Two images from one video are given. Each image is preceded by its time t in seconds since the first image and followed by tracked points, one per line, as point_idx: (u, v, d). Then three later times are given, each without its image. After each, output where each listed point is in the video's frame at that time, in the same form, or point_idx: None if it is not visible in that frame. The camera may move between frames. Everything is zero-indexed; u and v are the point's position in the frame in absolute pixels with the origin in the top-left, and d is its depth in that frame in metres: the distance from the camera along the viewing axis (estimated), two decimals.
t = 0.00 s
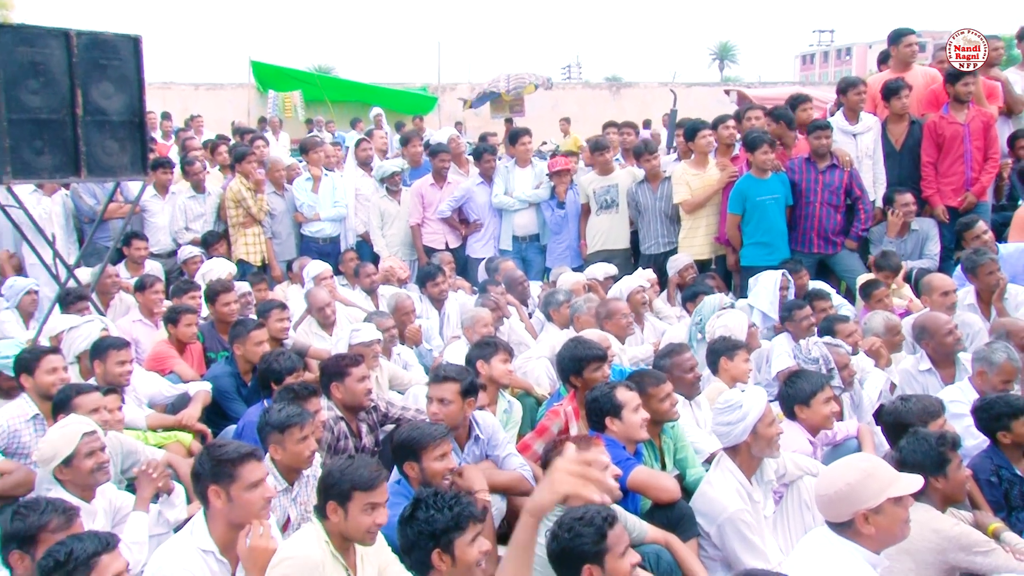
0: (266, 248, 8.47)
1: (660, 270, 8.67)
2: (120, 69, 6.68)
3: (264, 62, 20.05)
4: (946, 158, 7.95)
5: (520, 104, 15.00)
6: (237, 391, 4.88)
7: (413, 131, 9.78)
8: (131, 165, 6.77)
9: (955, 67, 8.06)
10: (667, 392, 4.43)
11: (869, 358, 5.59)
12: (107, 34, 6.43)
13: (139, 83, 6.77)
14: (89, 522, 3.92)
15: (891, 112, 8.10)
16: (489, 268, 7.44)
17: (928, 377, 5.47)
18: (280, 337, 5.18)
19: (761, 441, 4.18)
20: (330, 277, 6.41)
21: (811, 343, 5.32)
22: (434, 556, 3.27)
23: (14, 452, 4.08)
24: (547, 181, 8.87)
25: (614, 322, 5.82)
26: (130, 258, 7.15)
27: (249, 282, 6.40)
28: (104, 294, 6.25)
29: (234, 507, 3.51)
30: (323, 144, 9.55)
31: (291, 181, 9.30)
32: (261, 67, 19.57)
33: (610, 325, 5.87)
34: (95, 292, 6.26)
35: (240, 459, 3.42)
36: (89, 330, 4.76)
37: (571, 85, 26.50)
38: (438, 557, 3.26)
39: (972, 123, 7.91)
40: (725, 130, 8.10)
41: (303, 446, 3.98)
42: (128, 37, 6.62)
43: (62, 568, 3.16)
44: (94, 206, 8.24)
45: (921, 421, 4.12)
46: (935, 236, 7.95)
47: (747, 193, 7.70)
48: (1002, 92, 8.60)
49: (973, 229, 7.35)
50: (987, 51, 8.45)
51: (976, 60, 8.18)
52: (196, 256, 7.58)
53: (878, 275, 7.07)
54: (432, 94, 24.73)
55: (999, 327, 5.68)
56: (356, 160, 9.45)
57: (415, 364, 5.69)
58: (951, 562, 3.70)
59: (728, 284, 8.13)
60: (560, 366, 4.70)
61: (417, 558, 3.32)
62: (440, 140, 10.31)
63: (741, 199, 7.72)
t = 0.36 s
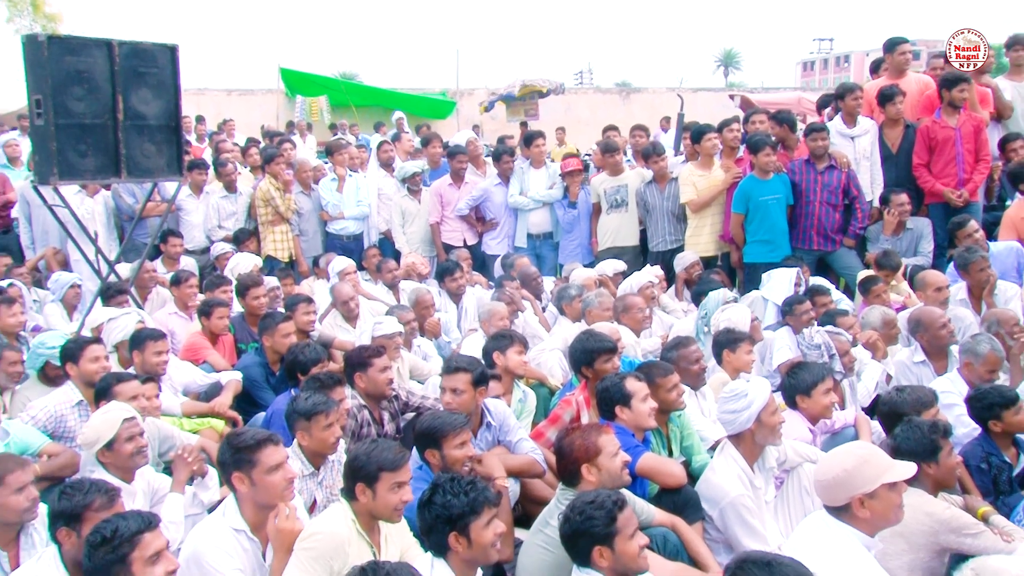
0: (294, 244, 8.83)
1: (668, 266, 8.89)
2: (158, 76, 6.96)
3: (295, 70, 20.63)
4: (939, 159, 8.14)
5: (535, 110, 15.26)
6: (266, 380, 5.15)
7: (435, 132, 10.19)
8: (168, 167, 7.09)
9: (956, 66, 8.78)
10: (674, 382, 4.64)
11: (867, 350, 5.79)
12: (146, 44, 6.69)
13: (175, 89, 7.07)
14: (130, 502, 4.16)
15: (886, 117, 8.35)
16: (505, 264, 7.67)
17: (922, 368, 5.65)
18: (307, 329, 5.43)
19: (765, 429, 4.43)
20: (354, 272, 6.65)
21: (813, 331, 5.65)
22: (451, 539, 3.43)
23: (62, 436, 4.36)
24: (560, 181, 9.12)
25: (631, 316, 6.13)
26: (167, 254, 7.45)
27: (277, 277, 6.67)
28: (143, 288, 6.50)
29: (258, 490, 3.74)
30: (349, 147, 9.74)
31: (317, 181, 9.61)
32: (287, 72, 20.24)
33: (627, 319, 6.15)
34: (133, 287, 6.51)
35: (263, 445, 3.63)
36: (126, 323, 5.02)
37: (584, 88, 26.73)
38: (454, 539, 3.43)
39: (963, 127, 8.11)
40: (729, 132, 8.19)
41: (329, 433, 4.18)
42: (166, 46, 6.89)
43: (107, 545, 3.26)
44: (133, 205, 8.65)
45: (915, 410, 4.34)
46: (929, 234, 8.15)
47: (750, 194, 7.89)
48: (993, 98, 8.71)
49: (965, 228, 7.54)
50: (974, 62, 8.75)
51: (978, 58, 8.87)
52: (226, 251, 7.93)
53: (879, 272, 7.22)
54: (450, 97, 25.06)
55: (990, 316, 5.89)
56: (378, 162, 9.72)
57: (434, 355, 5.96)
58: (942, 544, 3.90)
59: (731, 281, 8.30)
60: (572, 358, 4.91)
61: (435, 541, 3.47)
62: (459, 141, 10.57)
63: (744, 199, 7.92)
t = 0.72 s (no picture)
0: (317, 238, 9.10)
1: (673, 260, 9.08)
2: (190, 80, 7.31)
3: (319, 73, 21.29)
4: (930, 159, 8.45)
5: (546, 112, 15.46)
6: (290, 366, 5.43)
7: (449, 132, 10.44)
8: (198, 166, 7.41)
9: (956, 66, 9.19)
10: (679, 370, 4.87)
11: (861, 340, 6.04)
12: (180, 50, 7.05)
13: (206, 91, 7.42)
14: (163, 481, 4.39)
15: (880, 119, 8.63)
16: (518, 257, 7.91)
17: (914, 357, 5.90)
18: (330, 319, 5.68)
19: (767, 416, 4.60)
20: (373, 265, 6.90)
21: (816, 317, 5.82)
22: (464, 513, 3.66)
23: (100, 419, 4.64)
24: (571, 178, 9.34)
25: (645, 308, 6.48)
26: (197, 248, 7.71)
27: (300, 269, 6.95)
28: (174, 279, 6.79)
29: (281, 473, 3.96)
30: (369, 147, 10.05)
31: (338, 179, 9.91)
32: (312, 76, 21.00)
33: (640, 311, 6.49)
34: (166, 278, 6.81)
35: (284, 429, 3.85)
36: (159, 312, 5.33)
37: (592, 91, 26.92)
38: (468, 513, 3.66)
39: (952, 128, 8.41)
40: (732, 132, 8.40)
41: (350, 417, 4.37)
42: (198, 51, 7.24)
43: (143, 521, 3.29)
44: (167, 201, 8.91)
45: (906, 397, 4.58)
46: (922, 229, 8.49)
47: (751, 191, 8.12)
48: (982, 101, 9.06)
49: (955, 224, 8.03)
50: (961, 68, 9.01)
51: (977, 59, 9.20)
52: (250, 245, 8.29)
53: (876, 267, 7.54)
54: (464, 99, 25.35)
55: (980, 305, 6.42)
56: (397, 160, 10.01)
57: (450, 344, 6.20)
58: (931, 523, 4.13)
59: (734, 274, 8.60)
60: (582, 347, 5.14)
61: (448, 515, 3.70)
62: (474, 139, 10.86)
63: (746, 195, 8.14)
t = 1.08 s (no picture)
0: (337, 232, 9.43)
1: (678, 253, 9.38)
2: (218, 82, 7.88)
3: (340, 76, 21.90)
4: (925, 157, 8.71)
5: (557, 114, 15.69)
6: (312, 352, 5.70)
7: (463, 130, 10.86)
8: (226, 163, 8.00)
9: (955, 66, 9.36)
10: (683, 357, 5.10)
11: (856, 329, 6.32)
12: (208, 53, 7.63)
13: (233, 93, 7.99)
14: (194, 461, 4.59)
15: (874, 119, 8.94)
16: (528, 250, 8.15)
17: (904, 346, 6.09)
18: (349, 308, 5.95)
19: (767, 404, 4.76)
20: (391, 257, 7.15)
21: (814, 307, 5.97)
22: (478, 491, 3.90)
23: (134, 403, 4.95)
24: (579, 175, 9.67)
25: (664, 301, 6.62)
26: (224, 241, 8.00)
27: (322, 261, 7.26)
28: (203, 270, 7.12)
29: (302, 455, 4.15)
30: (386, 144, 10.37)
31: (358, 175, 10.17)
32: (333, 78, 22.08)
33: (660, 303, 6.63)
34: (195, 269, 7.13)
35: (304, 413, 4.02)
36: (190, 300, 5.60)
37: (599, 91, 27.02)
38: (481, 491, 3.89)
39: (943, 127, 8.71)
40: (733, 130, 8.81)
41: (367, 402, 4.57)
42: (225, 55, 7.83)
43: (175, 498, 3.48)
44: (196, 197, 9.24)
45: (897, 384, 4.88)
46: (913, 224, 8.75)
47: (750, 187, 8.42)
48: (971, 103, 9.48)
49: (945, 219, 8.31)
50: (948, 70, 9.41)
51: (977, 58, 9.54)
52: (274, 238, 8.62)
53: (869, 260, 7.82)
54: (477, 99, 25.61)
55: (970, 297, 6.84)
56: (414, 157, 10.31)
57: (464, 332, 6.45)
58: (920, 503, 4.35)
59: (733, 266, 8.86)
60: (590, 336, 5.37)
61: (464, 492, 3.95)
62: (487, 137, 11.16)
63: (746, 191, 8.45)
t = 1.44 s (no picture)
0: (356, 225, 9.66)
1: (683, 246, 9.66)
2: (244, 82, 8.21)
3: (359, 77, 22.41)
4: (918, 156, 9.02)
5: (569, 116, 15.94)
6: (332, 338, 5.98)
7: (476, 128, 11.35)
8: (251, 159, 8.31)
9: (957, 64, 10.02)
10: (686, 346, 5.33)
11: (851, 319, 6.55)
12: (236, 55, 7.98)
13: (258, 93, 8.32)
14: (221, 442, 4.86)
15: (868, 118, 9.21)
16: (539, 242, 8.39)
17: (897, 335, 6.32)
18: (368, 297, 6.21)
19: (765, 390, 4.96)
20: (408, 249, 7.42)
21: (810, 299, 6.38)
22: (492, 476, 4.11)
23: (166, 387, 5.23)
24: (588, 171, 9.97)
25: (683, 292, 6.78)
26: (249, 234, 8.28)
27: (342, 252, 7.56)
28: (230, 261, 7.43)
29: (323, 437, 4.26)
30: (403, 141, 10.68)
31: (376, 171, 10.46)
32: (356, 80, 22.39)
33: (679, 294, 6.80)
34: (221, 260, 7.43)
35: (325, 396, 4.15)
36: (218, 290, 5.94)
37: (606, 90, 27.05)
38: (495, 475, 4.10)
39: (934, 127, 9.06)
40: (735, 131, 8.98)
41: (385, 387, 4.69)
42: (250, 57, 8.16)
43: (195, 479, 3.64)
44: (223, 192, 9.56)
45: (891, 371, 5.18)
46: (905, 219, 9.14)
47: (751, 182, 8.66)
48: (959, 104, 9.91)
49: (935, 215, 8.61)
50: (941, 73, 9.89)
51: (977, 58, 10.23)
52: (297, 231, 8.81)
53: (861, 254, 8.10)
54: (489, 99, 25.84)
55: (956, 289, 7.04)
56: (429, 154, 10.61)
57: (477, 320, 6.71)
58: (910, 484, 4.58)
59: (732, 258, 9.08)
60: (598, 324, 5.61)
61: (478, 476, 4.15)
62: (500, 135, 11.45)
63: (747, 186, 8.68)
